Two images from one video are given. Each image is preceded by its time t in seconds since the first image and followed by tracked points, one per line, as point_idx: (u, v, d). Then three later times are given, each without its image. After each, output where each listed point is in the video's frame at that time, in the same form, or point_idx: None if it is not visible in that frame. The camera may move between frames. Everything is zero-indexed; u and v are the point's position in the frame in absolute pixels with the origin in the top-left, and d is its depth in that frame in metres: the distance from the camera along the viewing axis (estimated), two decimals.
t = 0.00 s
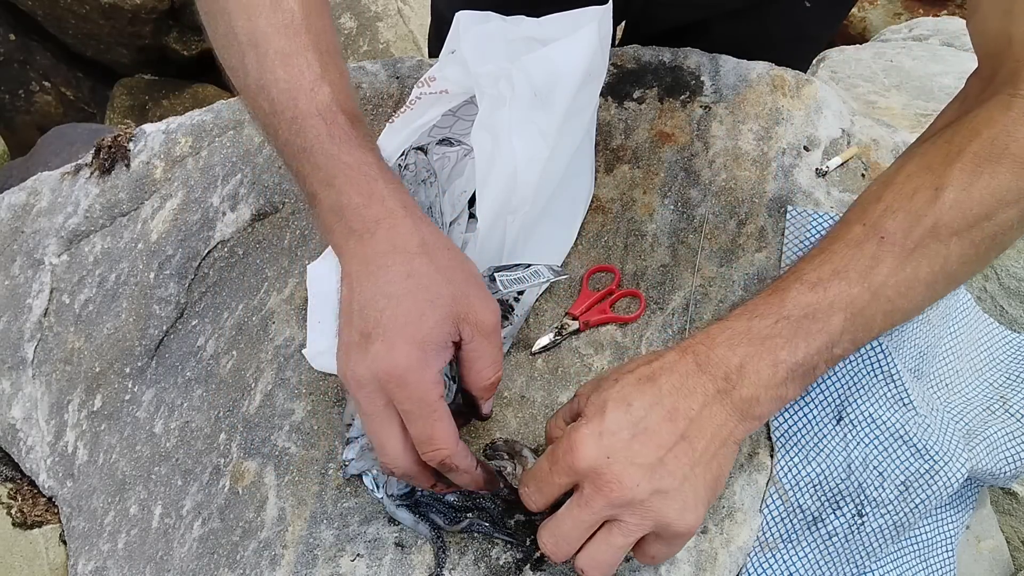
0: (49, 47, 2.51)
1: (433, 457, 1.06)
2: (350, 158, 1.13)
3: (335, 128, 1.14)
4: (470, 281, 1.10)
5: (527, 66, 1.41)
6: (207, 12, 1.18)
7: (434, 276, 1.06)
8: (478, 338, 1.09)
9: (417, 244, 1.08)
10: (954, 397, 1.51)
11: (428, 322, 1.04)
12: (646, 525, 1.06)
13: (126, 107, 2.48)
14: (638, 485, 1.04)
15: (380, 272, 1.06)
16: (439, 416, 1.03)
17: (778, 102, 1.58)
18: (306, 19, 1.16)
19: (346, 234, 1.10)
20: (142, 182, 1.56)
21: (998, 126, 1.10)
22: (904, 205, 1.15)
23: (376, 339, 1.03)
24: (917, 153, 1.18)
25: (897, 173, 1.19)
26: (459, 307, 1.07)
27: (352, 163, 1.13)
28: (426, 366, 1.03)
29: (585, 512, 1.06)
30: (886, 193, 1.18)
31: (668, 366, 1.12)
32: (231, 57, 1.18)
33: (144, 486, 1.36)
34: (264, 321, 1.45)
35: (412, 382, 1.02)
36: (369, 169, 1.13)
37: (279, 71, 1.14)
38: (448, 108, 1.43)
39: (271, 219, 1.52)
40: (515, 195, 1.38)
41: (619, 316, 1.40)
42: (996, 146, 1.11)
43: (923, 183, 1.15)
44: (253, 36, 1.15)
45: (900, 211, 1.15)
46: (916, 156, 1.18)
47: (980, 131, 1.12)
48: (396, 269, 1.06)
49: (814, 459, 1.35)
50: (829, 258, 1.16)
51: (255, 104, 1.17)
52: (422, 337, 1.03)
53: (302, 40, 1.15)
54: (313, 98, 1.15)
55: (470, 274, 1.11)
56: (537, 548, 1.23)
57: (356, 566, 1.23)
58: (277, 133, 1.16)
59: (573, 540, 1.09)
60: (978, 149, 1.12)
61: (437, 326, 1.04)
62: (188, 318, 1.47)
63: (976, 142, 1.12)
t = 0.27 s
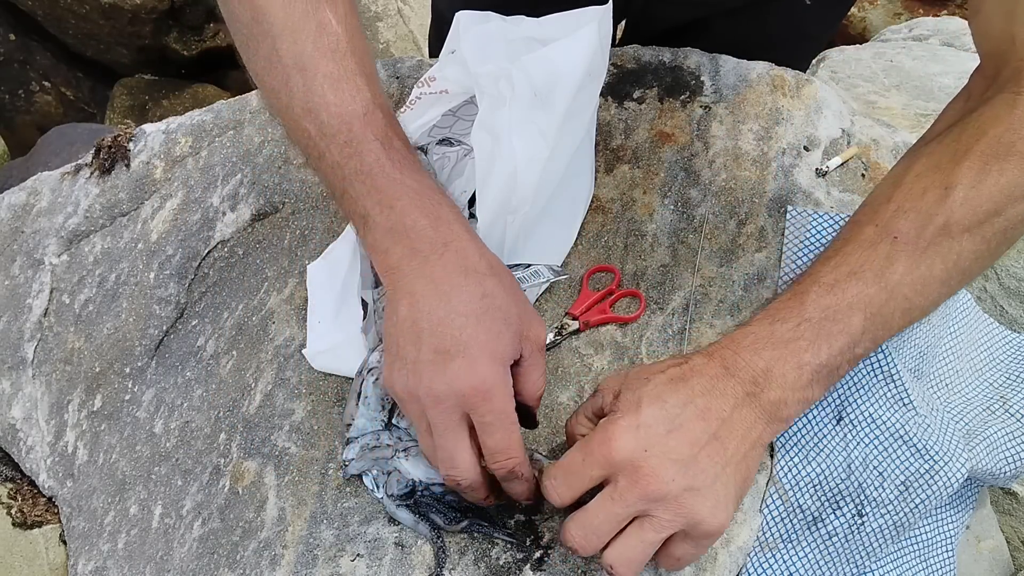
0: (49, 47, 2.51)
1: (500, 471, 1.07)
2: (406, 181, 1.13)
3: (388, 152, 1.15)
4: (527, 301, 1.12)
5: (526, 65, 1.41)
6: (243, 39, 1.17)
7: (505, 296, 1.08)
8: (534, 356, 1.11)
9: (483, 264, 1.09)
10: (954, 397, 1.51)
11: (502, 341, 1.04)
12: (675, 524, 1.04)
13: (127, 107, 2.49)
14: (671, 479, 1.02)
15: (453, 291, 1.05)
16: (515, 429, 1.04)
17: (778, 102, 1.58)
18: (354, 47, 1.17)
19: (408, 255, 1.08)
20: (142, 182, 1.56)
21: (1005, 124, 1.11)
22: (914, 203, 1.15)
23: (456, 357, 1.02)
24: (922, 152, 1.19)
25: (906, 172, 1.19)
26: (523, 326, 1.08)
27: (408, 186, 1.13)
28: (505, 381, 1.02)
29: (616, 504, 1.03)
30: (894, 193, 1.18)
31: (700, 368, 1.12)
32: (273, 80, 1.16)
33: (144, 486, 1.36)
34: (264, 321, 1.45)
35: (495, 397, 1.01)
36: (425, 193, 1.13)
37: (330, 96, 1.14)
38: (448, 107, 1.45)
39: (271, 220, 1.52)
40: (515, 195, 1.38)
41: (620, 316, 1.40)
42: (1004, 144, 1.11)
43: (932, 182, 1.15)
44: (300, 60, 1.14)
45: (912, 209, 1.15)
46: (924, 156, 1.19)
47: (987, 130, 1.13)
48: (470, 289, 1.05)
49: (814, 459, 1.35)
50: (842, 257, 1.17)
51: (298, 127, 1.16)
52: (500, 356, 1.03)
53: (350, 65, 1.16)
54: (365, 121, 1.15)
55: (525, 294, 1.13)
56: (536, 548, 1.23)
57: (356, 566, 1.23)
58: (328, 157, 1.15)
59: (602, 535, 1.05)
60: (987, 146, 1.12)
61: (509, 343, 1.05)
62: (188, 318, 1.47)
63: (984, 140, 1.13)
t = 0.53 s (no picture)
0: (49, 47, 2.51)
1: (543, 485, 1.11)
2: (453, 211, 1.13)
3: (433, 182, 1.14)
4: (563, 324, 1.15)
5: (526, 65, 1.41)
6: (276, 72, 1.12)
7: (551, 323, 1.10)
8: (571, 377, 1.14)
9: (527, 293, 1.11)
10: (954, 397, 1.51)
11: (552, 365, 1.07)
12: (912, 447, 0.98)
13: (126, 107, 2.49)
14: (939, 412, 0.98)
15: (506, 320, 1.06)
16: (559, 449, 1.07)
17: (778, 103, 1.58)
18: (391, 80, 1.15)
19: (460, 284, 1.08)
20: (142, 182, 1.56)
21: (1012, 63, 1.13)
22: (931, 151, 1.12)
23: (512, 384, 1.03)
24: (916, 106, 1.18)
25: (916, 130, 1.16)
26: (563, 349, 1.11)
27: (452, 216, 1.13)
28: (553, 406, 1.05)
29: (868, 431, 0.97)
30: (907, 149, 1.15)
31: (861, 311, 1.01)
32: (312, 114, 1.12)
33: (144, 486, 1.36)
34: (264, 321, 1.45)
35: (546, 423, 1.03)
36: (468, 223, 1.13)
37: (371, 131, 1.12)
38: (448, 107, 1.46)
39: (271, 219, 1.52)
40: (515, 195, 1.39)
41: (620, 316, 1.40)
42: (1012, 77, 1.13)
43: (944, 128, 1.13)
44: (342, 92, 1.11)
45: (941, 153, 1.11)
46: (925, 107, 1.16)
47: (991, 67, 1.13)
48: (521, 318, 1.07)
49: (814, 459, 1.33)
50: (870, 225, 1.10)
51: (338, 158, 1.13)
52: (551, 381, 1.05)
53: (389, 97, 1.14)
54: (409, 152, 1.14)
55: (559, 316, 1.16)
56: (536, 548, 1.23)
57: (356, 566, 1.23)
58: (370, 189, 1.13)
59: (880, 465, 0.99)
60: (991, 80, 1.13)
61: (555, 369, 1.07)
62: (188, 318, 1.47)
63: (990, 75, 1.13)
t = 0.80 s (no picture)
0: (49, 47, 2.51)
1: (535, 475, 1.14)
2: (449, 214, 1.12)
3: (429, 184, 1.14)
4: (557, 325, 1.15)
5: (526, 65, 1.41)
6: (272, 68, 1.12)
7: (546, 328, 1.10)
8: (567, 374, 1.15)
9: (523, 297, 1.10)
10: (954, 397, 1.51)
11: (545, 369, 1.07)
12: (812, 315, 1.16)
13: (127, 107, 2.49)
14: (852, 277, 1.16)
15: (501, 326, 1.06)
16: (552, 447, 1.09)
17: (778, 102, 1.57)
18: (389, 78, 1.14)
19: (455, 288, 1.08)
20: (142, 182, 1.56)
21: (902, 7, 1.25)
22: (843, 90, 1.27)
23: (506, 392, 1.04)
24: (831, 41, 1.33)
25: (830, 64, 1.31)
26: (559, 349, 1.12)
27: (449, 218, 1.12)
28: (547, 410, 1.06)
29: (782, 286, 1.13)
30: (825, 81, 1.30)
31: (762, 209, 1.19)
32: (311, 111, 1.11)
33: (144, 486, 1.36)
34: (264, 321, 1.45)
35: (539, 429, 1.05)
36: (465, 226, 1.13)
37: (367, 129, 1.11)
38: (448, 107, 1.46)
39: (271, 219, 1.52)
40: (515, 195, 1.39)
41: (619, 316, 1.41)
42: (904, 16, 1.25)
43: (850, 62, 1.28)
44: (341, 91, 1.10)
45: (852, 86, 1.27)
46: (839, 42, 1.31)
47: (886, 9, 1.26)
48: (516, 325, 1.07)
49: (814, 459, 1.33)
50: (780, 139, 1.28)
51: (336, 155, 1.12)
52: (545, 385, 1.06)
53: (387, 96, 1.13)
54: (406, 153, 1.13)
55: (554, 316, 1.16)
56: (536, 548, 1.23)
57: (356, 566, 1.23)
58: (366, 189, 1.12)
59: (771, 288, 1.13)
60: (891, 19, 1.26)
61: (549, 373, 1.08)
62: (188, 318, 1.47)
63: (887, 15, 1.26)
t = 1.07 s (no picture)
0: (49, 47, 2.51)
1: (546, 462, 1.14)
2: (429, 206, 1.11)
3: (410, 175, 1.12)
4: (549, 313, 1.12)
5: (527, 65, 1.41)
6: (265, 59, 1.13)
7: (530, 318, 1.08)
8: (568, 361, 1.12)
9: (506, 290, 1.08)
10: (954, 397, 1.51)
11: (530, 362, 1.05)
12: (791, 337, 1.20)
13: (127, 107, 2.49)
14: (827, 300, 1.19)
15: (480, 319, 1.05)
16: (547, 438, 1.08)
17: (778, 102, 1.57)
18: (378, 67, 1.14)
19: (434, 281, 1.08)
20: (142, 182, 1.56)
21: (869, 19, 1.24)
22: (812, 108, 1.27)
23: (486, 389, 1.03)
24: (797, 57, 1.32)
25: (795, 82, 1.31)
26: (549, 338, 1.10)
27: (430, 211, 1.11)
28: (533, 403, 1.05)
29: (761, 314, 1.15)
30: (794, 98, 1.30)
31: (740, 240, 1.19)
32: (298, 103, 1.12)
33: (144, 486, 1.36)
34: (264, 321, 1.45)
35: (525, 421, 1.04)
36: (447, 219, 1.11)
37: (354, 119, 1.11)
38: (448, 108, 1.46)
39: (271, 220, 1.52)
40: (515, 195, 1.39)
41: (619, 316, 1.41)
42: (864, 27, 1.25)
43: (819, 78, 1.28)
44: (327, 82, 1.10)
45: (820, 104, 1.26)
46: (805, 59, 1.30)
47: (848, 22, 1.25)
48: (497, 317, 1.05)
49: (814, 459, 1.33)
50: (750, 160, 1.28)
51: (321, 149, 1.13)
52: (527, 378, 1.04)
53: (375, 85, 1.13)
54: (388, 144, 1.11)
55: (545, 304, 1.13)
56: (536, 548, 1.23)
57: (356, 566, 1.23)
58: (353, 182, 1.12)
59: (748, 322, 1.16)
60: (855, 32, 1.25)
61: (535, 366, 1.06)
62: (188, 318, 1.47)
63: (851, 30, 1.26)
